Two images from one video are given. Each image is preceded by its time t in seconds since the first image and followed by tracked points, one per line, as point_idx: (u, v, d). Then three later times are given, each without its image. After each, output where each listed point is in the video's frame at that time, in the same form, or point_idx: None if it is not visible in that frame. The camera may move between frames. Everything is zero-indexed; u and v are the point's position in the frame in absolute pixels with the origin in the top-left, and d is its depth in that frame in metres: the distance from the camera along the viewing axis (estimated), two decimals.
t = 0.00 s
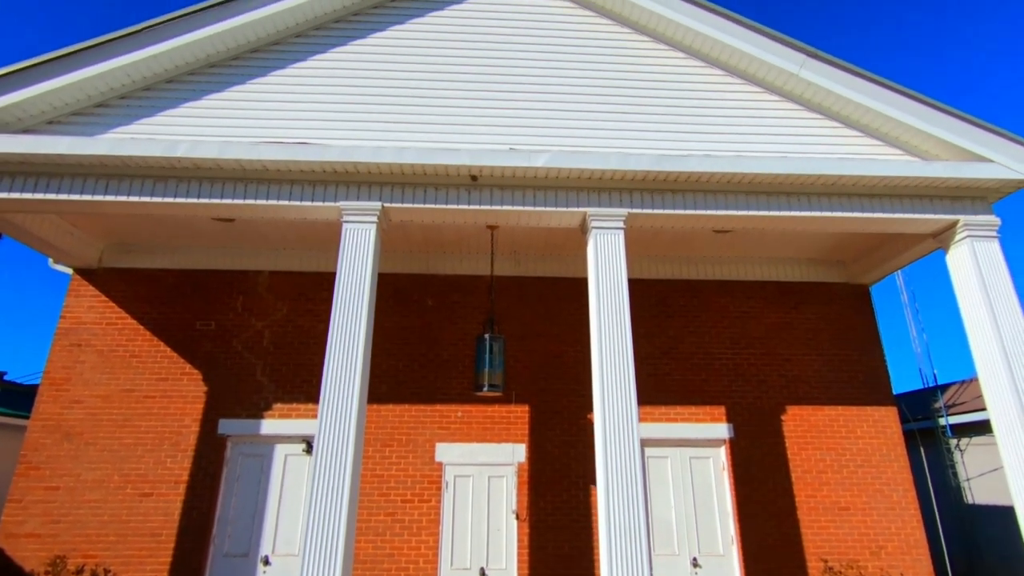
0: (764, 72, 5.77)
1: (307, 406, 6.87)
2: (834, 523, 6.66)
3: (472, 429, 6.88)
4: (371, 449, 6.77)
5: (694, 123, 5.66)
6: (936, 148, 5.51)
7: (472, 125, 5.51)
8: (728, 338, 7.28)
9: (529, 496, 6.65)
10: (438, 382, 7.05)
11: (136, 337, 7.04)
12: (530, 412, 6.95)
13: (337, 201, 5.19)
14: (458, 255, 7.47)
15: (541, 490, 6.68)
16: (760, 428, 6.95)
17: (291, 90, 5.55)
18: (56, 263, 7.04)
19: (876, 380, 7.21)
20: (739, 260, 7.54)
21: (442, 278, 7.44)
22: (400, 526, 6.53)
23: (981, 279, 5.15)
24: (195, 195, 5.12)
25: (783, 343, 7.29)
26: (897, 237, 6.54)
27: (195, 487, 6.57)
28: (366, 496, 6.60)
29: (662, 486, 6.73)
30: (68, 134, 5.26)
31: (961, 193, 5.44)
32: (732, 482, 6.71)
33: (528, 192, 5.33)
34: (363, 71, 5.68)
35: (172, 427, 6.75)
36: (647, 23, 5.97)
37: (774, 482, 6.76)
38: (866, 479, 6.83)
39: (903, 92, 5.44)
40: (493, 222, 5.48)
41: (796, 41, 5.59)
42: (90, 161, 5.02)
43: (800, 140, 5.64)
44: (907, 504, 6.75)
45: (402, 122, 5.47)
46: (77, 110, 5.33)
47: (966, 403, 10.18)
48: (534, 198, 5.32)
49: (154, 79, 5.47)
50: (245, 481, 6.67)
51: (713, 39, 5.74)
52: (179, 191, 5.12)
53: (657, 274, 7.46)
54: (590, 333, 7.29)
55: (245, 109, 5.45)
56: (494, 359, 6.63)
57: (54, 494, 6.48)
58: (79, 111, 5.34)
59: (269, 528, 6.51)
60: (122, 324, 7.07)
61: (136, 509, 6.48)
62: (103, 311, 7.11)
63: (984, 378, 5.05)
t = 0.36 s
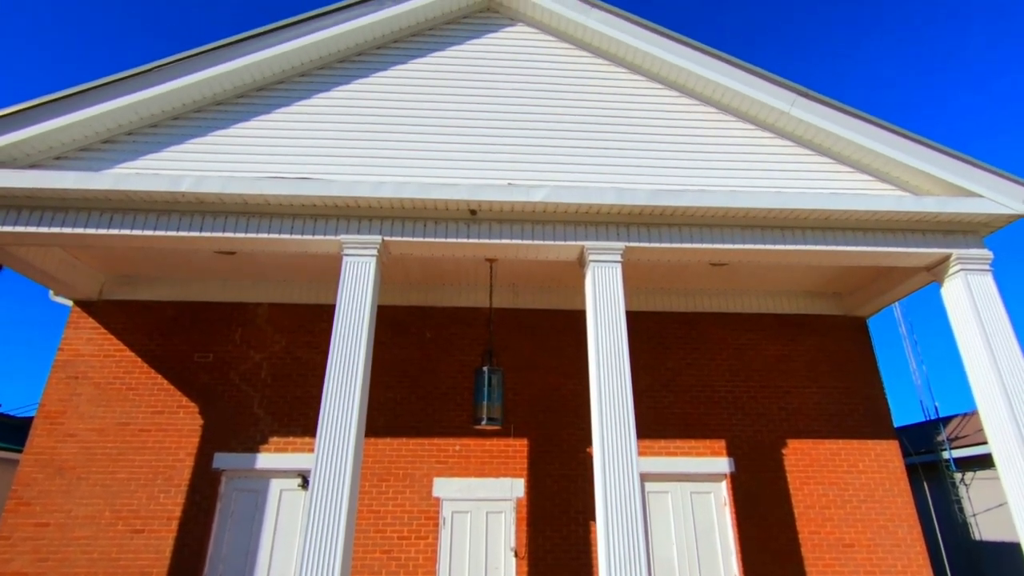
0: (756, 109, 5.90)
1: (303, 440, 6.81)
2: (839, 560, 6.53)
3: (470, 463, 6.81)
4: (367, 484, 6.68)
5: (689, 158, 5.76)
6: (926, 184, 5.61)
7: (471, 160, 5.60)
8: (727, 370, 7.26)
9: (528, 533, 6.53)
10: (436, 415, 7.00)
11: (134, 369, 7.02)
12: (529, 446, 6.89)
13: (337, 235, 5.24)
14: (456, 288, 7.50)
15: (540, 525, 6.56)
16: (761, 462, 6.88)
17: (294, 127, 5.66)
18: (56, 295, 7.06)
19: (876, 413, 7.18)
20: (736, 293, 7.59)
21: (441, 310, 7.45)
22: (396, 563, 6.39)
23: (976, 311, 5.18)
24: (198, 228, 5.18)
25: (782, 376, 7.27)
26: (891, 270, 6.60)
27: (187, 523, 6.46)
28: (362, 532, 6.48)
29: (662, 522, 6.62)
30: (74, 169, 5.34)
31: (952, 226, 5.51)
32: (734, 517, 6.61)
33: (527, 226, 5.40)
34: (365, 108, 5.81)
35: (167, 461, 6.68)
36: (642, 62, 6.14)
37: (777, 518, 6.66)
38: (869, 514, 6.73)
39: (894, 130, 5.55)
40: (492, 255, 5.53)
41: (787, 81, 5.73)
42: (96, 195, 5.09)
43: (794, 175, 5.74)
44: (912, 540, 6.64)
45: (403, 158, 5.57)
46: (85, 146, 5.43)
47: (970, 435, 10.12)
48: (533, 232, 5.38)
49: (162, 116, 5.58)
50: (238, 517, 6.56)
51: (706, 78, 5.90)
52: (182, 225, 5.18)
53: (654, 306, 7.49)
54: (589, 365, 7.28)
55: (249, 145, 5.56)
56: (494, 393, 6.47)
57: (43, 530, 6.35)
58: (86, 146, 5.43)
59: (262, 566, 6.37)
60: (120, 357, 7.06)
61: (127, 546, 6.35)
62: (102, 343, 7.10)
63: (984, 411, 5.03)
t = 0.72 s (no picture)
0: (750, 151, 6.02)
1: (299, 480, 6.70)
2: None
3: (468, 504, 6.68)
4: (363, 526, 6.54)
5: (686, 198, 5.86)
6: (919, 223, 5.68)
7: (471, 199, 5.69)
8: (728, 409, 7.21)
9: None
10: (434, 455, 6.91)
11: (129, 408, 6.95)
12: (529, 487, 6.77)
13: (338, 273, 5.28)
14: (455, 325, 7.50)
15: (540, 570, 6.40)
16: (764, 504, 6.76)
17: (297, 167, 5.77)
18: (55, 332, 7.05)
19: (880, 453, 7.10)
20: (736, 331, 7.59)
21: (440, 348, 7.44)
22: None
23: (975, 349, 5.18)
24: (200, 267, 5.21)
25: (783, 415, 7.21)
26: (888, 308, 6.63)
27: (178, 567, 6.29)
28: None
29: (665, 566, 6.45)
30: (80, 208, 5.40)
31: (947, 265, 5.56)
32: (738, 561, 6.45)
33: (526, 264, 5.44)
34: (367, 149, 5.93)
35: (159, 502, 6.55)
36: (638, 105, 6.29)
37: (782, 562, 6.49)
38: (877, 558, 6.57)
39: (885, 171, 5.65)
40: (492, 293, 5.55)
41: (779, 124, 5.86)
42: (100, 234, 5.14)
43: (789, 214, 5.82)
44: None
45: (403, 197, 5.65)
46: (92, 186, 5.50)
47: (976, 476, 9.95)
48: (532, 270, 5.42)
49: (169, 157, 5.68)
50: (230, 561, 6.39)
51: (701, 122, 6.04)
52: (184, 263, 5.21)
53: (654, 343, 7.47)
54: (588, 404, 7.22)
55: (253, 184, 5.64)
56: (493, 432, 6.35)
57: None
58: (93, 186, 5.51)
59: None
60: (116, 395, 7.00)
61: None
62: (98, 381, 7.05)
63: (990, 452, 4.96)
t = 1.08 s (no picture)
0: (744, 190, 6.11)
1: (292, 521, 6.56)
2: None
3: (466, 546, 6.53)
4: (358, 570, 6.37)
5: (682, 235, 5.92)
6: (914, 260, 5.73)
7: (470, 236, 5.74)
8: (729, 447, 7.12)
9: None
10: (431, 495, 6.79)
11: (122, 446, 6.85)
12: (527, 528, 6.63)
13: (337, 310, 5.28)
14: (453, 362, 7.46)
15: None
16: (768, 546, 6.62)
17: (299, 205, 5.83)
18: (50, 369, 7.00)
19: (884, 493, 6.98)
20: (735, 368, 7.55)
21: (438, 384, 7.39)
22: None
23: (976, 385, 5.16)
24: (199, 303, 5.22)
25: (785, 453, 7.13)
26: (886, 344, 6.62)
27: None
28: None
29: None
30: (82, 245, 5.43)
31: (942, 301, 5.59)
32: None
33: (524, 300, 5.46)
34: (367, 187, 6.01)
35: (147, 544, 6.40)
36: (633, 145, 6.42)
37: None
38: None
39: (878, 209, 5.73)
40: (490, 330, 5.55)
41: (772, 163, 5.97)
42: (100, 270, 5.16)
43: (786, 251, 5.87)
44: None
45: (403, 234, 5.70)
46: (95, 223, 5.55)
47: (983, 516, 9.77)
48: (530, 306, 5.44)
49: (172, 195, 5.75)
50: None
51: (696, 161, 6.15)
52: (183, 299, 5.22)
53: (653, 380, 7.43)
54: (588, 442, 7.13)
55: (254, 222, 5.70)
56: (490, 471, 6.24)
57: None
58: (96, 223, 5.55)
59: None
60: (108, 433, 6.91)
61: None
62: (91, 418, 6.97)
63: (997, 491, 4.88)
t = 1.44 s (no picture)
0: (740, 224, 6.17)
1: (285, 562, 6.41)
2: None
3: None
4: None
5: (680, 269, 5.95)
6: (910, 293, 5.75)
7: (468, 270, 5.77)
8: (730, 483, 7.02)
9: None
10: (428, 534, 6.65)
11: (112, 483, 6.73)
12: (526, 568, 6.48)
13: (335, 343, 5.27)
14: (450, 396, 7.39)
15: None
16: None
17: (299, 239, 5.87)
18: (43, 403, 6.92)
19: (889, 531, 6.86)
20: (736, 402, 7.49)
21: (435, 420, 7.30)
22: None
23: (980, 424, 5.09)
24: (196, 337, 5.20)
25: (788, 490, 7.02)
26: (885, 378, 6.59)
27: None
28: None
29: None
30: (81, 279, 5.44)
31: (941, 335, 5.59)
32: None
33: (522, 335, 5.45)
34: (366, 222, 6.06)
35: None
36: (630, 181, 6.50)
37: None
38: None
39: (872, 243, 5.78)
40: (489, 364, 5.53)
41: (766, 198, 6.05)
42: (99, 304, 5.15)
43: (783, 285, 5.90)
44: None
45: (402, 268, 5.73)
46: (95, 256, 5.56)
47: (991, 556, 9.56)
48: (529, 339, 5.42)
49: (173, 229, 5.78)
50: None
51: (691, 196, 6.23)
52: (180, 333, 5.21)
53: (653, 415, 7.36)
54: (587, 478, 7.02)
55: (253, 256, 5.72)
56: (488, 509, 6.14)
57: None
58: (96, 257, 5.57)
59: None
60: (99, 469, 6.79)
61: None
62: (82, 454, 6.86)
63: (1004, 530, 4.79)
